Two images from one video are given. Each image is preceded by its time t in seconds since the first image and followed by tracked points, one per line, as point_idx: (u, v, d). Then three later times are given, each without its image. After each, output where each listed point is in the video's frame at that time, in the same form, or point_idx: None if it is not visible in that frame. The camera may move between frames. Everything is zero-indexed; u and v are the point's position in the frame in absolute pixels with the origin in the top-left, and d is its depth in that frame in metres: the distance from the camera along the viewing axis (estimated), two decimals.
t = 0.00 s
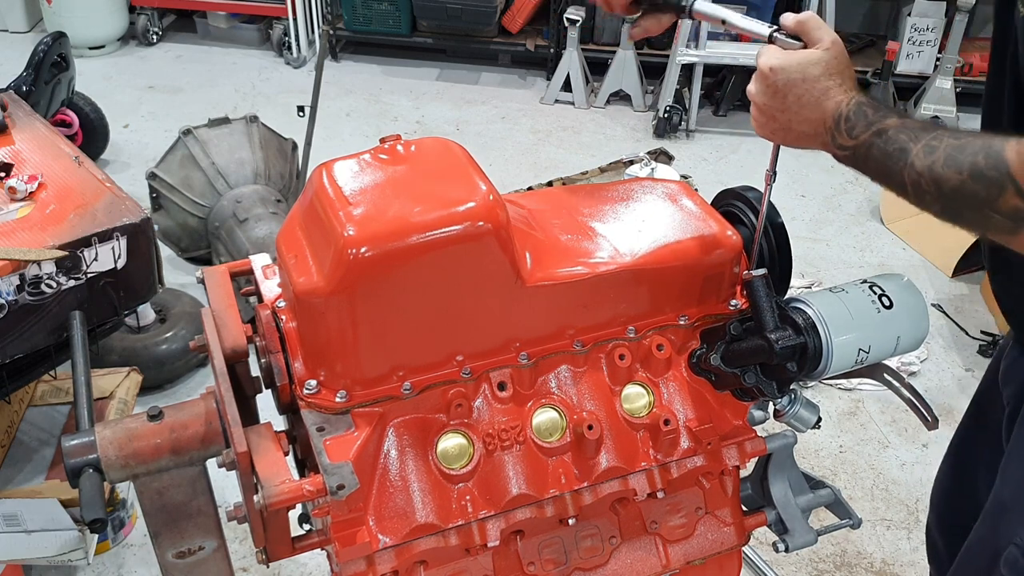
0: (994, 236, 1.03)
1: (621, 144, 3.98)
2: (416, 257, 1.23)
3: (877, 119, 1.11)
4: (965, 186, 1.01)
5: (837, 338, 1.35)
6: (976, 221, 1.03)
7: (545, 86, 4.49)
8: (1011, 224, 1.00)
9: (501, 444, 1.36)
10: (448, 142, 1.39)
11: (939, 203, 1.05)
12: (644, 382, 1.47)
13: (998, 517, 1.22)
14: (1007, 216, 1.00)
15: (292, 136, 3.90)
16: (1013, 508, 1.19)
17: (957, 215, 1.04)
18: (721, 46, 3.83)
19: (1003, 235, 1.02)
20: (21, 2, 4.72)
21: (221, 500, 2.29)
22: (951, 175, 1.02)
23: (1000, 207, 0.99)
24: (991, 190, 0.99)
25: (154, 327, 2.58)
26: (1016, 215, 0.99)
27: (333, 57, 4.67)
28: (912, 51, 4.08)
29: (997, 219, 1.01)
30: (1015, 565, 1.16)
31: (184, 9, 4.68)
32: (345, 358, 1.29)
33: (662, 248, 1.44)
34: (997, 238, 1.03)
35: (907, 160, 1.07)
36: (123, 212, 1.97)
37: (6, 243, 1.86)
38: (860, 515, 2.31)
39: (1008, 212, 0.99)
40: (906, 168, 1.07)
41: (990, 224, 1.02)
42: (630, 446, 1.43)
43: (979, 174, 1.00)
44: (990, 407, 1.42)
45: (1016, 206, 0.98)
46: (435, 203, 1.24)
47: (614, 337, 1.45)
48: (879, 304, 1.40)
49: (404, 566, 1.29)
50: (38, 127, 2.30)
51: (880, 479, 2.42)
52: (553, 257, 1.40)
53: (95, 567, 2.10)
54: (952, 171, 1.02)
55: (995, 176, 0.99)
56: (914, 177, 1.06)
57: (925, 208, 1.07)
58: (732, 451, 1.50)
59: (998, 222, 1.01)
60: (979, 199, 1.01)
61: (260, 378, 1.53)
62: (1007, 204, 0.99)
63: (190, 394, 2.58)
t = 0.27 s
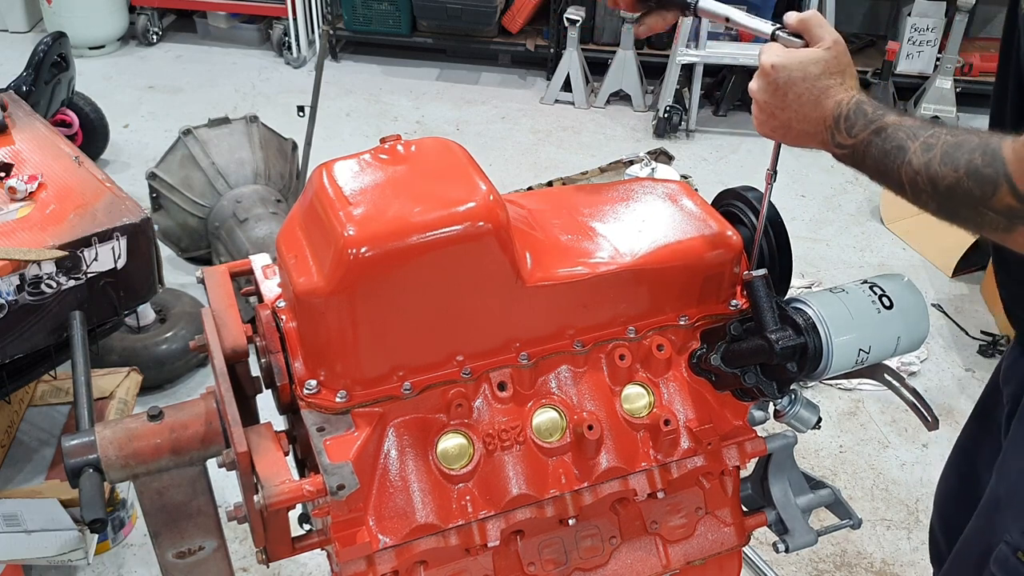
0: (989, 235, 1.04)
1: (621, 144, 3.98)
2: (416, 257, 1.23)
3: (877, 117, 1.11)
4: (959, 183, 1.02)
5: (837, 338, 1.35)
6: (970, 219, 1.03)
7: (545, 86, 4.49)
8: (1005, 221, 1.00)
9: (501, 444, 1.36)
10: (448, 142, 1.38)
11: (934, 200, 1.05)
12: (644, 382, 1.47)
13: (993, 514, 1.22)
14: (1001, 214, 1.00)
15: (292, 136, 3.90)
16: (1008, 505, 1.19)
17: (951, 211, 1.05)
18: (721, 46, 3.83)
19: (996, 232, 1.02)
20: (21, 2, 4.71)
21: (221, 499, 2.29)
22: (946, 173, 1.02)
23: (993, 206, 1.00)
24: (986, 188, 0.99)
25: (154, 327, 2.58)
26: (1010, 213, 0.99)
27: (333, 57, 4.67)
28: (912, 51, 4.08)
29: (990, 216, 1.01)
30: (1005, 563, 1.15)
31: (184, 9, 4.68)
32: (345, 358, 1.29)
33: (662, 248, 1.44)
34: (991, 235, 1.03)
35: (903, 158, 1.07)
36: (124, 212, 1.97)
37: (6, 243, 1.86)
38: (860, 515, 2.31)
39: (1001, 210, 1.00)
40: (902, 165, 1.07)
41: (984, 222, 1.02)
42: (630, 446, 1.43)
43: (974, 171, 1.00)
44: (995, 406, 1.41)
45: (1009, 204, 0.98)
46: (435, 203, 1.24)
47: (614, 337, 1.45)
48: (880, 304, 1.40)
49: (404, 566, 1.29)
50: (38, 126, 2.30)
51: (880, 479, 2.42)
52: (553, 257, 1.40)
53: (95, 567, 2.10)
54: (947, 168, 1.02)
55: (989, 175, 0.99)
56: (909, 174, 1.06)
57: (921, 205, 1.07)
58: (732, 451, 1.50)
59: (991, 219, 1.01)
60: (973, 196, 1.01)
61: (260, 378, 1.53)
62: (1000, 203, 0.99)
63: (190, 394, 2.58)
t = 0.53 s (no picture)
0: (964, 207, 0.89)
1: (621, 144, 3.98)
2: (416, 257, 1.23)
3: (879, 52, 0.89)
4: (941, 148, 0.85)
5: (836, 338, 1.35)
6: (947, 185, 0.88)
7: (545, 86, 4.49)
8: (977, 196, 0.86)
9: (501, 444, 1.36)
10: (448, 142, 1.38)
11: (913, 157, 0.89)
12: (644, 382, 1.47)
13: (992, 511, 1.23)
14: (973, 186, 0.86)
15: (292, 136, 3.90)
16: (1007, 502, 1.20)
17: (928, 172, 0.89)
18: (721, 46, 3.83)
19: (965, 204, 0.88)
20: (21, 2, 4.72)
21: (221, 499, 2.29)
22: (931, 133, 0.86)
23: (967, 176, 0.85)
24: (966, 158, 0.84)
25: (154, 327, 2.58)
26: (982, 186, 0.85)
27: (333, 57, 4.67)
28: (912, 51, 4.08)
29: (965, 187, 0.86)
30: (1004, 561, 1.17)
31: (184, 9, 4.69)
32: (345, 358, 1.29)
33: (662, 248, 1.44)
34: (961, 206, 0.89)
35: (894, 107, 0.88)
36: (124, 212, 1.96)
37: (6, 243, 1.86)
38: (860, 515, 2.31)
39: (976, 182, 0.85)
40: (891, 114, 0.88)
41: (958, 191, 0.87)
42: (630, 446, 1.43)
43: (968, 135, 0.84)
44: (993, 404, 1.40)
45: (985, 179, 0.84)
46: (435, 203, 1.24)
47: (614, 337, 1.45)
48: (879, 304, 1.40)
49: (404, 566, 1.29)
50: (38, 126, 2.30)
51: (880, 479, 2.42)
52: (553, 257, 1.39)
53: (95, 567, 2.10)
54: (937, 128, 0.85)
55: (973, 145, 0.84)
56: (896, 127, 0.88)
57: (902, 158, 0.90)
58: (732, 451, 1.50)
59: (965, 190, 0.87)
60: (948, 163, 0.86)
61: (260, 377, 1.53)
62: (974, 175, 0.85)
63: (190, 394, 2.58)
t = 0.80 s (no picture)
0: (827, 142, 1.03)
1: (621, 144, 3.98)
2: (415, 257, 1.23)
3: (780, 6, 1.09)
4: (812, 85, 1.00)
5: (836, 338, 1.35)
6: (811, 118, 1.03)
7: (545, 86, 4.49)
8: (834, 128, 1.00)
9: (501, 444, 1.36)
10: (448, 142, 1.39)
11: (791, 92, 1.05)
12: (644, 382, 1.47)
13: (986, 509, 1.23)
14: (831, 120, 1.00)
15: (292, 136, 3.90)
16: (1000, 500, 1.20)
17: (801, 110, 1.05)
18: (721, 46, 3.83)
19: (827, 139, 1.02)
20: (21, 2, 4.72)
21: (220, 500, 2.29)
22: (803, 70, 1.02)
23: (829, 110, 0.99)
24: (829, 93, 0.98)
25: (154, 327, 2.58)
26: (839, 121, 0.99)
27: (333, 57, 4.67)
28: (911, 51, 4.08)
29: (825, 120, 1.01)
30: (999, 557, 1.18)
31: (184, 9, 4.69)
32: (345, 358, 1.29)
33: (661, 248, 1.44)
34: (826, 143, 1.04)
35: (780, 49, 1.05)
36: (124, 212, 1.97)
37: (6, 243, 1.86)
38: (860, 515, 2.31)
39: (834, 115, 0.99)
40: (777, 56, 1.05)
41: (821, 124, 1.02)
42: (630, 446, 1.43)
43: (831, 68, 0.99)
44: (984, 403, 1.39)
45: (840, 115, 0.98)
46: (435, 203, 1.24)
47: (614, 337, 1.45)
48: (879, 304, 1.40)
49: (404, 566, 1.29)
50: (38, 127, 2.30)
51: (880, 479, 2.42)
52: (553, 257, 1.40)
53: (95, 567, 2.10)
54: (807, 65, 1.02)
55: (836, 81, 0.98)
56: (780, 62, 1.05)
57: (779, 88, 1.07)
58: (732, 451, 1.50)
59: (824, 122, 1.01)
60: (819, 99, 1.00)
61: (260, 377, 1.53)
62: (834, 110, 0.98)
63: (190, 394, 2.58)
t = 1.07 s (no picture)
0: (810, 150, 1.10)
1: (621, 144, 3.98)
2: (415, 257, 1.23)
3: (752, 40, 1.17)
4: (791, 94, 1.08)
5: (836, 338, 1.35)
6: (793, 130, 1.11)
7: (545, 86, 4.49)
8: (815, 133, 1.07)
9: (501, 444, 1.36)
10: (447, 142, 1.39)
11: (772, 111, 1.13)
12: (644, 382, 1.47)
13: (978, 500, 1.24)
14: (810, 125, 1.07)
15: (292, 136, 3.90)
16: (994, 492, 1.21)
17: (782, 123, 1.12)
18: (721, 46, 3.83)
19: (808, 143, 1.10)
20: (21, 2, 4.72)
21: (220, 500, 2.29)
22: (781, 87, 1.10)
23: (808, 116, 1.06)
24: (807, 102, 1.06)
25: (154, 327, 2.58)
26: (819, 124, 1.06)
27: (333, 57, 4.67)
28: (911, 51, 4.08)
29: (805, 127, 1.08)
30: (987, 547, 1.19)
31: (184, 9, 4.68)
32: (345, 358, 1.29)
33: (661, 248, 1.44)
34: (807, 149, 1.11)
35: (757, 76, 1.14)
36: (124, 212, 1.97)
37: (6, 243, 1.86)
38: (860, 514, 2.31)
39: (813, 121, 1.06)
40: (755, 80, 1.14)
41: (801, 133, 1.09)
42: (630, 446, 1.43)
43: (807, 83, 1.07)
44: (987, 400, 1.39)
45: (820, 117, 1.05)
46: (435, 203, 1.24)
47: (614, 337, 1.45)
48: (879, 304, 1.40)
49: (404, 566, 1.29)
50: (38, 127, 2.30)
51: (880, 479, 2.42)
52: (553, 256, 1.39)
53: (95, 567, 2.10)
54: (783, 83, 1.10)
55: (812, 91, 1.05)
56: (759, 87, 1.13)
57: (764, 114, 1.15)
58: (732, 451, 1.50)
59: (804, 129, 1.08)
60: (796, 108, 1.08)
61: (260, 377, 1.53)
62: (813, 114, 1.06)
63: (190, 394, 2.58)
